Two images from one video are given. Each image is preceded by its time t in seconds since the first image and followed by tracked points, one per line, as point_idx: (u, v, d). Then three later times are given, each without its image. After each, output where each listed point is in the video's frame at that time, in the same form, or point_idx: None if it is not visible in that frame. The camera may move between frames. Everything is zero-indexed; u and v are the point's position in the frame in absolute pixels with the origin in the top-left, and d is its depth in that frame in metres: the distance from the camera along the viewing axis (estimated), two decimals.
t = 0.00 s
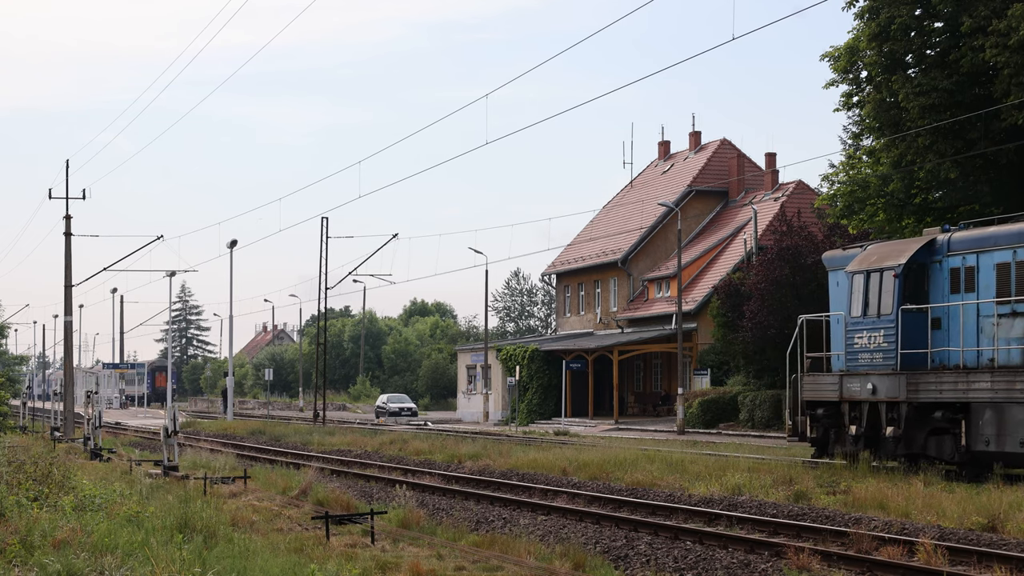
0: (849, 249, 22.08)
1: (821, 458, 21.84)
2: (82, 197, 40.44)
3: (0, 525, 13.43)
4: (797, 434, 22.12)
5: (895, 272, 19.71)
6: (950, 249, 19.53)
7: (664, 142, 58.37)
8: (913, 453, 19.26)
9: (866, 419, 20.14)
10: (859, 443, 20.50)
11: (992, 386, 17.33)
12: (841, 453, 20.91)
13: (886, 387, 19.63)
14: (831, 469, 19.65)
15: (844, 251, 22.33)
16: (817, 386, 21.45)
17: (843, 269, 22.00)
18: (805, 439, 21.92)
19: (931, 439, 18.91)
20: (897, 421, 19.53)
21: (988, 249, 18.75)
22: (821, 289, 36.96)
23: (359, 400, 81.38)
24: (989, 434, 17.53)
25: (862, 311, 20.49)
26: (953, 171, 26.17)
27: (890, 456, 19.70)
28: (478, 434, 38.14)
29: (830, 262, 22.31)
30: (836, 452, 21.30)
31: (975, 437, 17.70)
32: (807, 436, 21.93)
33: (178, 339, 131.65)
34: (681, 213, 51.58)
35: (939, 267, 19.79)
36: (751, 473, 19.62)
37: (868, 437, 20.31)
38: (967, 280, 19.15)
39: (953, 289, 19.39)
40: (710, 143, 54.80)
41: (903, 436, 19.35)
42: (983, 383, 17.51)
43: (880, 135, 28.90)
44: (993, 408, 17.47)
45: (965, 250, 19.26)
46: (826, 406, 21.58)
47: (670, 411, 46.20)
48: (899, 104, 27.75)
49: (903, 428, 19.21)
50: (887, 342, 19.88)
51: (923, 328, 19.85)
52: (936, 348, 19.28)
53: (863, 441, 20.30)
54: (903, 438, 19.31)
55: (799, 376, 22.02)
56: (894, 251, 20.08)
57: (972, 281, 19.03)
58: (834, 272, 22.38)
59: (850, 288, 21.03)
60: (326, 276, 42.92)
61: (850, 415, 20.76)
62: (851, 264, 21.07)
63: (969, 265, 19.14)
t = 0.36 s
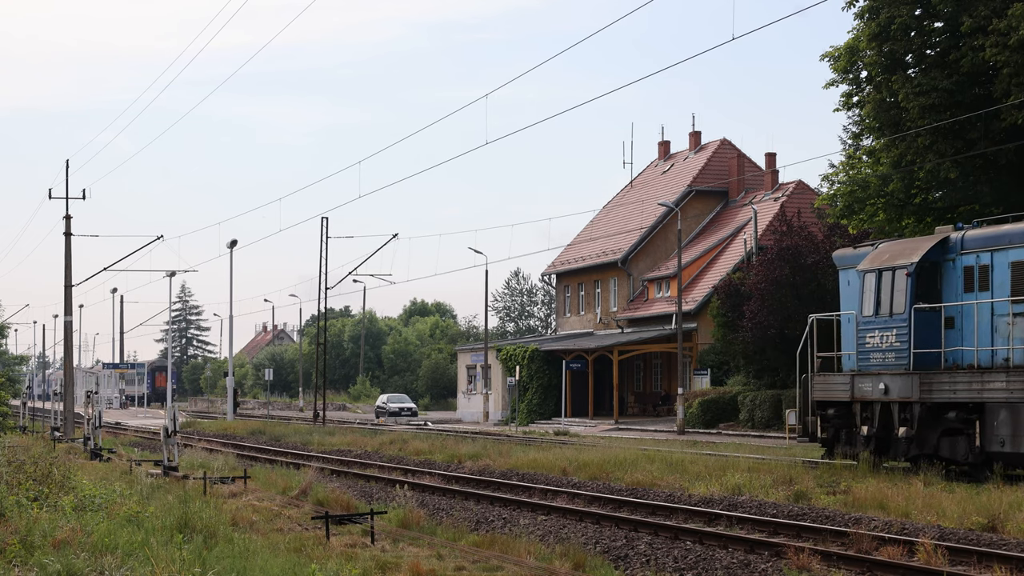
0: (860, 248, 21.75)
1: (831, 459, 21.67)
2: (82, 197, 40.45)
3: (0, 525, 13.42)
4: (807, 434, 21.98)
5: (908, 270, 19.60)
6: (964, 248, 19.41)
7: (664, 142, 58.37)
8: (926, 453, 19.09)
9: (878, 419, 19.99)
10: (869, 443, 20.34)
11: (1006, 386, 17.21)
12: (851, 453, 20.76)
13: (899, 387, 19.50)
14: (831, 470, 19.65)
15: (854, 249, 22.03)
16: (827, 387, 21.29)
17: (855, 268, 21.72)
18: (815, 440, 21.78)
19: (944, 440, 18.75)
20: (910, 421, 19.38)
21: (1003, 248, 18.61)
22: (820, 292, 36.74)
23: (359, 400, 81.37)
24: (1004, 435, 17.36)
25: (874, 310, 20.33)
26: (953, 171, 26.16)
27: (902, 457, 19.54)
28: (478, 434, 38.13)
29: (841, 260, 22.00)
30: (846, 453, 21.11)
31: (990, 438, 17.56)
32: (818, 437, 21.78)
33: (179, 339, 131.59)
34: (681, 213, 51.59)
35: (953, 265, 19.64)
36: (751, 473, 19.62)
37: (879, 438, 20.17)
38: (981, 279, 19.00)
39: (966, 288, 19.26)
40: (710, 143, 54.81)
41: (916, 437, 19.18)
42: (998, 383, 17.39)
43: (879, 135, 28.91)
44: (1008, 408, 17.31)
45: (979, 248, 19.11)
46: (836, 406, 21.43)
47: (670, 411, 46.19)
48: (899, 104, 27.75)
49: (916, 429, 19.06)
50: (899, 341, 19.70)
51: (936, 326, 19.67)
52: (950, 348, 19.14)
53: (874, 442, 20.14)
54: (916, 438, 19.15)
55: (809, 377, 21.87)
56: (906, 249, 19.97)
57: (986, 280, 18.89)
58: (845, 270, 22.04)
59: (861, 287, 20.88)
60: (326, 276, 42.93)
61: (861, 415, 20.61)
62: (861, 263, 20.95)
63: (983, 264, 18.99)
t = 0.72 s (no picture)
0: (871, 247, 21.47)
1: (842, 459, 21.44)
2: (82, 197, 40.43)
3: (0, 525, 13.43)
4: (817, 434, 21.73)
5: (920, 269, 19.38)
6: (978, 246, 19.23)
7: (664, 142, 58.39)
8: (938, 455, 18.88)
9: (890, 420, 19.76)
10: (881, 444, 20.09)
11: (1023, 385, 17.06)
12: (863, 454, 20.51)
13: (910, 387, 19.27)
14: (831, 470, 19.67)
15: (865, 248, 21.75)
16: (838, 387, 21.07)
17: (866, 267, 21.45)
18: (826, 440, 21.55)
19: (957, 440, 18.57)
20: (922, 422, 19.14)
21: (1017, 246, 18.47)
22: (820, 293, 36.68)
23: (359, 399, 81.39)
24: (1019, 436, 17.19)
25: (886, 309, 20.10)
26: (953, 171, 26.16)
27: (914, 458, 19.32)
28: (478, 434, 38.14)
29: (852, 259, 21.72)
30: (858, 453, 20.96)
31: (1005, 439, 17.39)
32: (828, 436, 21.55)
33: (179, 339, 131.60)
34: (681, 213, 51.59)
35: (966, 264, 19.49)
36: (751, 474, 19.62)
37: (891, 438, 19.93)
38: (995, 278, 18.85)
39: (980, 286, 19.07)
40: (710, 143, 54.81)
41: (929, 438, 18.94)
42: (1013, 382, 17.25)
43: (879, 135, 28.91)
44: None
45: (992, 247, 18.96)
46: (847, 406, 21.19)
47: (670, 411, 46.19)
48: (899, 104, 27.75)
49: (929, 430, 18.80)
50: (912, 340, 19.47)
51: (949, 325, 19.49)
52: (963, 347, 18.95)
53: (886, 443, 19.91)
54: (928, 439, 18.91)
55: (820, 377, 21.63)
56: (919, 248, 19.77)
57: (1000, 278, 18.73)
58: (855, 269, 21.78)
59: (872, 286, 20.66)
60: (326, 276, 42.97)
61: (872, 416, 20.37)
62: (872, 261, 20.71)
63: (997, 262, 18.84)
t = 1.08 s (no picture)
0: (882, 245, 21.33)
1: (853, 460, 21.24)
2: (82, 196, 40.40)
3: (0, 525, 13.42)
4: (827, 435, 21.58)
5: (933, 267, 19.26)
6: (991, 244, 19.05)
7: (664, 142, 58.41)
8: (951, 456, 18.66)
9: (901, 420, 19.56)
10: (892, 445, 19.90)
11: None
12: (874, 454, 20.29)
13: (923, 387, 19.10)
14: (831, 470, 19.68)
15: (876, 246, 21.60)
16: (848, 387, 20.86)
17: (877, 265, 21.31)
18: (836, 440, 21.43)
19: (971, 441, 18.33)
20: (935, 422, 18.95)
21: None
22: (820, 292, 36.71)
23: (359, 399, 81.36)
24: None
25: (898, 309, 19.98)
26: (953, 171, 26.16)
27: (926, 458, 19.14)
28: (478, 434, 38.14)
29: (864, 258, 21.60)
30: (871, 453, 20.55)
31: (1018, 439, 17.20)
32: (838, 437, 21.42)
33: (178, 339, 131.58)
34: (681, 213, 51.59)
35: (979, 263, 19.30)
36: (752, 474, 19.62)
37: (903, 439, 19.73)
38: (1009, 276, 18.68)
39: (993, 285, 18.90)
40: (710, 143, 54.81)
41: (941, 439, 18.73)
42: None
43: (880, 135, 28.90)
44: None
45: (1006, 245, 18.79)
46: (858, 406, 20.99)
47: (670, 411, 46.18)
48: (899, 104, 27.75)
49: (942, 430, 18.62)
50: (924, 339, 19.34)
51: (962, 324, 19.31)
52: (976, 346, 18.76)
53: (898, 444, 19.72)
54: (941, 440, 18.72)
55: (829, 377, 21.42)
56: (930, 246, 19.64)
57: (1014, 277, 18.57)
58: (866, 268, 21.65)
59: (883, 285, 20.51)
60: (326, 276, 42.89)
61: (883, 416, 20.17)
62: (884, 260, 20.58)
63: (1011, 261, 18.67)
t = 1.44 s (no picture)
0: (892, 244, 21.13)
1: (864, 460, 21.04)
2: (82, 196, 40.39)
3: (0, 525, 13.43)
4: (837, 436, 21.27)
5: (946, 266, 19.07)
6: (1004, 242, 18.85)
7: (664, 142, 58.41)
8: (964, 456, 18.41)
9: (913, 420, 19.36)
10: (904, 446, 19.69)
11: None
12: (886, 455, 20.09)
13: (935, 387, 18.93)
14: (832, 470, 19.68)
15: (886, 245, 21.38)
16: (858, 387, 20.66)
17: (888, 264, 21.08)
18: (846, 441, 21.09)
19: (984, 442, 18.08)
20: (947, 422, 18.72)
21: None
22: (819, 292, 36.69)
23: (359, 399, 81.35)
24: None
25: (909, 308, 19.79)
26: (953, 171, 26.16)
27: (938, 460, 18.89)
28: (478, 434, 38.13)
29: (873, 256, 21.35)
30: (882, 455, 20.43)
31: None
32: (848, 438, 21.08)
33: (178, 339, 131.55)
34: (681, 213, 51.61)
35: (992, 262, 19.09)
36: (752, 473, 19.61)
37: (915, 439, 19.56)
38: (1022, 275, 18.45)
39: (1007, 283, 18.67)
40: (710, 143, 54.83)
41: (954, 439, 18.49)
42: None
43: (879, 135, 28.90)
44: None
45: (1019, 243, 18.57)
46: (868, 406, 20.78)
47: (670, 411, 46.17)
48: (899, 104, 27.75)
49: (954, 430, 18.40)
50: (937, 339, 19.14)
51: (975, 323, 19.07)
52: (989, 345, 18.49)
53: (909, 444, 19.51)
54: (954, 441, 18.47)
55: (838, 378, 21.22)
56: (942, 245, 19.45)
57: None
58: (877, 268, 21.44)
59: (894, 284, 20.31)
60: (326, 276, 42.86)
61: (894, 416, 19.96)
62: (895, 259, 20.38)
63: None
